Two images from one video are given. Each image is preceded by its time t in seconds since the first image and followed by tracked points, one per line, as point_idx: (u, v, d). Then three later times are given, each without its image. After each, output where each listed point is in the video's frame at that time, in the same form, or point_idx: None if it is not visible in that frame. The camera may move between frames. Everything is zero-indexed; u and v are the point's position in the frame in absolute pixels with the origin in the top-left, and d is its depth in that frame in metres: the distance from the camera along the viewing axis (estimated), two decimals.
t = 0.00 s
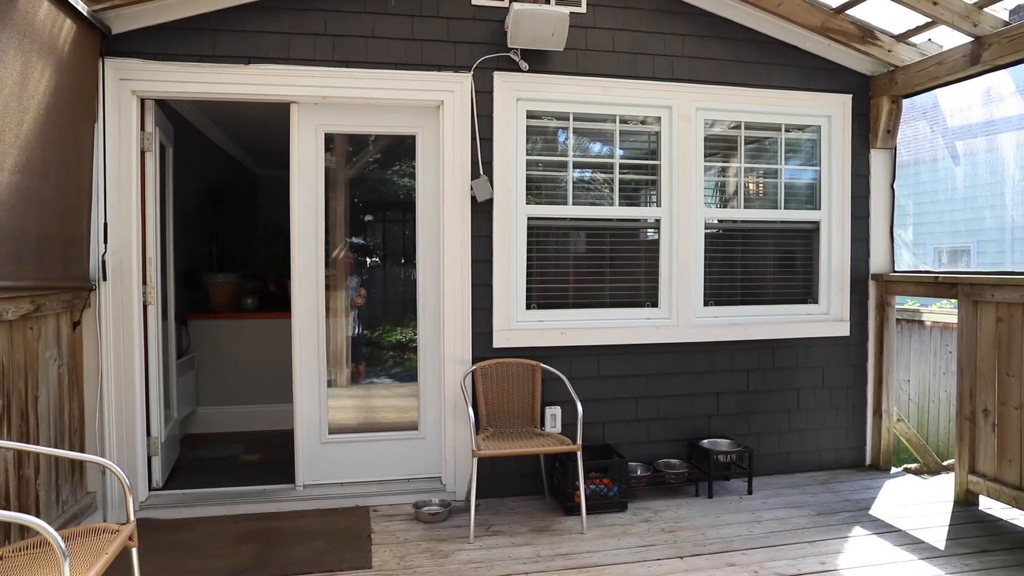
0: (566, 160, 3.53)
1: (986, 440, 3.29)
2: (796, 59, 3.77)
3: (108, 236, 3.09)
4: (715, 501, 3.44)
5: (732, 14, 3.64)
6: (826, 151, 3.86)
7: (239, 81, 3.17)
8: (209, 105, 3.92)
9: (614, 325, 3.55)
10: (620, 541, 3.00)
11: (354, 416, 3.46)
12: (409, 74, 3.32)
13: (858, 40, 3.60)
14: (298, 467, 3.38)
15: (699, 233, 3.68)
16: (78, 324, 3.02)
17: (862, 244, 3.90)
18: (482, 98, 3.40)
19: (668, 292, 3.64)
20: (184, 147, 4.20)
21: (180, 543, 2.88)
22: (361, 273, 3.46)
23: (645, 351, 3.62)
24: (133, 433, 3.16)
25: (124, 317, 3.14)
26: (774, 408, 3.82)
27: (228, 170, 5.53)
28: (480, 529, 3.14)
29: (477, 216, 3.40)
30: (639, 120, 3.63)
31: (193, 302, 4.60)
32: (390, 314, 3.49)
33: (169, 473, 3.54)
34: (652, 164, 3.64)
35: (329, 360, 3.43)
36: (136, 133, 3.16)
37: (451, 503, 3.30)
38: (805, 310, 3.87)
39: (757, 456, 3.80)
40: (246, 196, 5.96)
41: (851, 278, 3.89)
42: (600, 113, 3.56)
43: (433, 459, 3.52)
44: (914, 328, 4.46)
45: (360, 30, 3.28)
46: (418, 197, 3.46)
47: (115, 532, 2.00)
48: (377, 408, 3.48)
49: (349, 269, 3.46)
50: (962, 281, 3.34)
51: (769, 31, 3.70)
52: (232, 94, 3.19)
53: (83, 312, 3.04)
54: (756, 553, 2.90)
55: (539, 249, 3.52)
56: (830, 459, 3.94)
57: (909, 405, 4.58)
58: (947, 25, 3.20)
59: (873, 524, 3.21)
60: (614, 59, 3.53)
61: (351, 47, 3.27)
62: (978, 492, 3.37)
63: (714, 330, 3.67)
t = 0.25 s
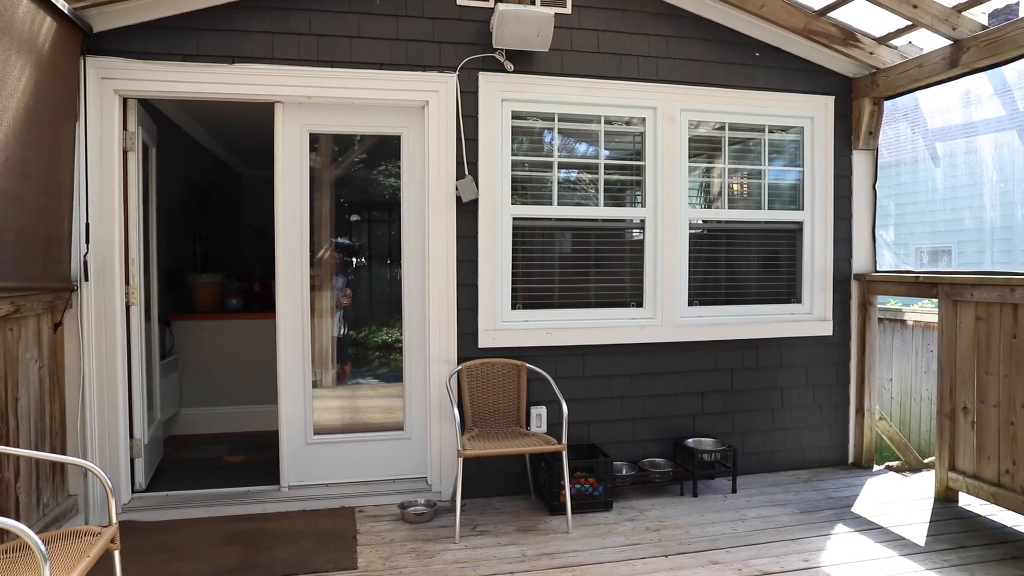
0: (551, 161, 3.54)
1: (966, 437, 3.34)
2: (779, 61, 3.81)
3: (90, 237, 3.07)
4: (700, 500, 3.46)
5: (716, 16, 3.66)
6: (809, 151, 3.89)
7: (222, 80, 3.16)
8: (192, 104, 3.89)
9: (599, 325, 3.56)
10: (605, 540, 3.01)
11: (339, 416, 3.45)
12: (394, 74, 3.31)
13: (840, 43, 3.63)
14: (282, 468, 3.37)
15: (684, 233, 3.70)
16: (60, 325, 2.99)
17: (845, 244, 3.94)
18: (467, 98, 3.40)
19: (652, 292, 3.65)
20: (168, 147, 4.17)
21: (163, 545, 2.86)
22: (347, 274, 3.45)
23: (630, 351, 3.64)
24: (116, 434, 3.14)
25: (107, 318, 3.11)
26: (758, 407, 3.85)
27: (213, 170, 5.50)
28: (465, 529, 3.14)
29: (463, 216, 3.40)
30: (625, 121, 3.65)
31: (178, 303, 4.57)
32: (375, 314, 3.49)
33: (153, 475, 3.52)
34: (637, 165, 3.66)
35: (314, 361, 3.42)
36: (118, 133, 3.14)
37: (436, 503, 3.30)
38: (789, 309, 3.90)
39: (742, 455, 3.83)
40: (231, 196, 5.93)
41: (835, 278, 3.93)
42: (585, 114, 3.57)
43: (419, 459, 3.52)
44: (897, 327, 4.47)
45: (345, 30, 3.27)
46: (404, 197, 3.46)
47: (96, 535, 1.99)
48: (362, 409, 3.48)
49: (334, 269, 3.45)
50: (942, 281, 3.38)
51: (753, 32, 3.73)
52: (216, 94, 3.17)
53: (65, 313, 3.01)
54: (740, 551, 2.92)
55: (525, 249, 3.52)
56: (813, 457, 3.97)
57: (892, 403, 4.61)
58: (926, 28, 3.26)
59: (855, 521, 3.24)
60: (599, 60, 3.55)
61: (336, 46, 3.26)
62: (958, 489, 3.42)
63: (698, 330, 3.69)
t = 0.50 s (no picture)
0: (537, 161, 3.54)
1: (946, 436, 3.38)
2: (763, 63, 3.83)
3: (72, 237, 3.04)
4: (685, 499, 3.48)
5: (701, 17, 3.68)
6: (793, 152, 3.92)
7: (207, 80, 3.14)
8: (176, 103, 3.86)
9: (585, 325, 3.57)
10: (591, 540, 3.02)
11: (325, 417, 3.44)
12: (380, 74, 3.31)
13: (823, 45, 3.66)
14: (268, 469, 3.35)
15: (669, 233, 3.72)
16: (42, 326, 2.95)
17: (828, 245, 3.98)
18: (453, 98, 3.40)
19: (638, 292, 3.67)
20: (151, 146, 4.14)
21: (147, 548, 2.84)
22: (333, 274, 3.44)
23: (616, 350, 3.65)
24: (99, 436, 3.11)
25: (89, 319, 3.09)
26: (742, 406, 3.88)
27: (197, 169, 5.47)
28: (451, 529, 3.14)
29: (448, 217, 3.40)
30: (610, 122, 3.66)
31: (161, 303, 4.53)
32: (361, 315, 3.48)
33: (136, 477, 3.49)
34: (622, 166, 3.67)
35: (300, 361, 3.41)
36: (101, 132, 3.11)
37: (422, 503, 3.30)
38: (773, 309, 3.93)
39: (727, 454, 3.85)
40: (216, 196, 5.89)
41: (818, 278, 3.96)
42: (571, 115, 3.58)
43: (405, 460, 3.52)
44: (879, 326, 4.52)
45: (330, 29, 3.26)
46: (390, 197, 3.45)
47: (79, 537, 1.97)
48: (348, 410, 3.47)
49: (320, 269, 3.43)
50: (923, 281, 3.42)
51: (737, 34, 3.75)
52: (200, 93, 3.15)
53: (46, 313, 2.97)
54: (725, 549, 2.94)
55: (511, 249, 3.53)
56: (797, 455, 4.00)
57: (875, 402, 4.64)
58: (908, 31, 3.29)
59: (838, 518, 3.27)
60: (585, 61, 3.56)
61: (322, 46, 3.25)
62: (939, 487, 3.46)
63: (684, 330, 3.71)
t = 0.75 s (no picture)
0: (520, 161, 3.55)
1: (924, 433, 3.45)
2: (744, 64, 3.87)
3: (49, 237, 3.00)
4: (667, 497, 3.51)
5: (683, 19, 3.70)
6: (774, 153, 3.96)
7: (187, 78, 3.11)
8: (156, 101, 3.83)
9: (568, 325, 3.58)
10: (573, 539, 3.03)
11: (308, 418, 3.43)
12: (362, 74, 3.30)
13: (803, 47, 3.70)
14: (249, 470, 3.33)
15: (651, 234, 3.74)
16: (18, 327, 2.91)
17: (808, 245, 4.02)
18: (436, 98, 3.40)
19: (620, 292, 3.69)
20: (131, 145, 4.10)
21: (126, 550, 2.81)
22: (316, 274, 3.43)
23: (599, 350, 3.67)
24: (77, 438, 3.07)
25: (67, 320, 3.05)
26: (724, 405, 3.90)
27: (178, 169, 5.42)
28: (434, 529, 3.14)
29: (431, 217, 3.40)
30: (593, 122, 3.67)
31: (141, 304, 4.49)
32: (344, 315, 3.47)
33: (115, 479, 3.46)
34: (605, 166, 3.69)
35: (282, 362, 3.39)
36: (79, 130, 3.07)
37: (405, 504, 3.30)
38: (754, 308, 3.96)
39: (708, 453, 3.88)
40: (196, 195, 5.84)
41: (799, 278, 4.00)
42: (554, 115, 3.59)
43: (388, 460, 3.51)
44: (859, 325, 4.50)
45: (312, 28, 3.24)
46: (373, 197, 3.44)
47: (56, 541, 1.95)
48: (331, 410, 3.45)
49: (303, 269, 3.42)
50: (901, 281, 3.48)
51: (719, 36, 3.78)
52: (180, 92, 3.12)
53: (23, 314, 2.93)
54: (706, 548, 2.96)
55: (494, 249, 3.53)
56: (778, 454, 4.04)
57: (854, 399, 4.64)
58: (886, 34, 3.33)
59: (818, 516, 3.31)
60: (568, 62, 3.57)
61: (304, 45, 3.23)
62: (916, 484, 3.51)
63: (666, 330, 3.74)
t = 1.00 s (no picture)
0: (504, 161, 3.55)
1: (903, 431, 3.49)
2: (727, 66, 3.90)
3: (28, 237, 2.96)
4: (651, 496, 3.53)
5: (666, 20, 3.72)
6: (756, 154, 3.99)
7: (169, 77, 3.09)
8: (138, 100, 3.79)
9: (552, 325, 3.59)
10: (557, 538, 3.04)
11: (292, 419, 3.41)
12: (346, 73, 3.29)
13: (785, 48, 3.71)
14: (232, 472, 3.31)
15: (635, 234, 3.76)
16: None
17: (791, 245, 4.06)
18: (420, 98, 3.40)
19: (604, 292, 3.70)
20: (111, 143, 4.05)
21: (107, 553, 2.79)
22: (299, 274, 3.41)
23: (583, 350, 3.68)
24: (56, 440, 3.04)
25: (46, 320, 3.02)
26: (707, 404, 3.93)
27: (159, 168, 5.37)
28: (419, 529, 3.13)
29: (415, 217, 3.39)
30: (577, 123, 3.68)
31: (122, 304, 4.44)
32: (328, 315, 3.45)
33: (96, 481, 3.43)
34: (589, 166, 3.70)
35: (265, 363, 3.37)
36: (58, 129, 3.04)
37: (389, 504, 3.29)
38: (737, 308, 3.99)
39: (692, 452, 3.91)
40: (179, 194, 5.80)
41: (781, 278, 4.04)
42: (538, 115, 3.60)
43: (372, 461, 3.51)
44: (841, 325, 4.56)
45: (295, 27, 3.23)
46: (357, 197, 3.43)
47: (34, 544, 1.93)
48: (315, 411, 3.44)
49: (286, 269, 3.40)
50: (882, 281, 3.52)
51: (702, 37, 3.81)
52: (162, 90, 3.10)
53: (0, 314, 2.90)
54: (689, 546, 2.98)
55: (478, 249, 3.53)
56: (760, 453, 4.08)
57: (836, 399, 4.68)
58: (865, 37, 3.36)
59: (800, 513, 3.34)
60: (552, 63, 3.58)
61: (287, 44, 3.22)
62: (896, 481, 3.56)
63: (650, 329, 3.76)
